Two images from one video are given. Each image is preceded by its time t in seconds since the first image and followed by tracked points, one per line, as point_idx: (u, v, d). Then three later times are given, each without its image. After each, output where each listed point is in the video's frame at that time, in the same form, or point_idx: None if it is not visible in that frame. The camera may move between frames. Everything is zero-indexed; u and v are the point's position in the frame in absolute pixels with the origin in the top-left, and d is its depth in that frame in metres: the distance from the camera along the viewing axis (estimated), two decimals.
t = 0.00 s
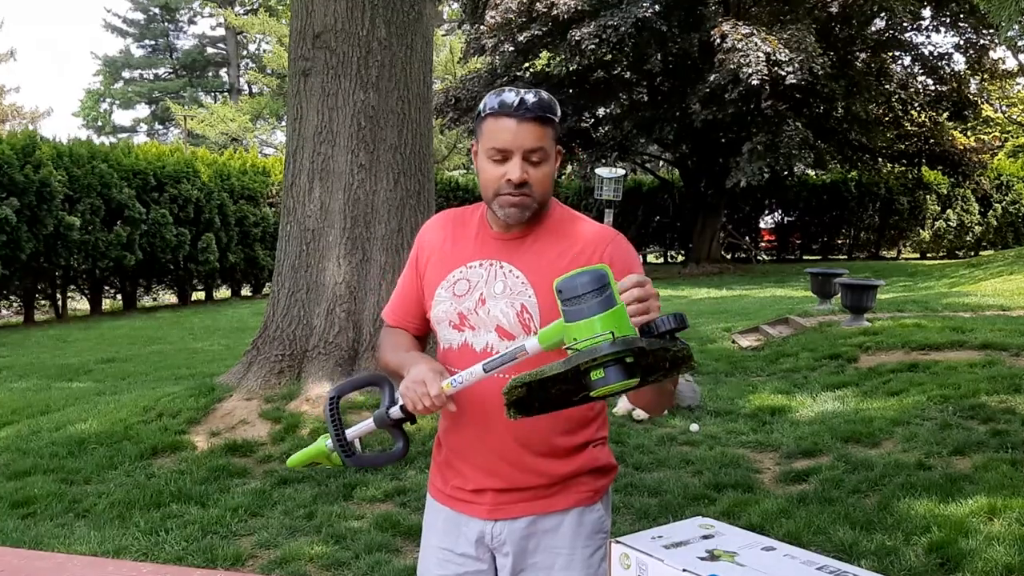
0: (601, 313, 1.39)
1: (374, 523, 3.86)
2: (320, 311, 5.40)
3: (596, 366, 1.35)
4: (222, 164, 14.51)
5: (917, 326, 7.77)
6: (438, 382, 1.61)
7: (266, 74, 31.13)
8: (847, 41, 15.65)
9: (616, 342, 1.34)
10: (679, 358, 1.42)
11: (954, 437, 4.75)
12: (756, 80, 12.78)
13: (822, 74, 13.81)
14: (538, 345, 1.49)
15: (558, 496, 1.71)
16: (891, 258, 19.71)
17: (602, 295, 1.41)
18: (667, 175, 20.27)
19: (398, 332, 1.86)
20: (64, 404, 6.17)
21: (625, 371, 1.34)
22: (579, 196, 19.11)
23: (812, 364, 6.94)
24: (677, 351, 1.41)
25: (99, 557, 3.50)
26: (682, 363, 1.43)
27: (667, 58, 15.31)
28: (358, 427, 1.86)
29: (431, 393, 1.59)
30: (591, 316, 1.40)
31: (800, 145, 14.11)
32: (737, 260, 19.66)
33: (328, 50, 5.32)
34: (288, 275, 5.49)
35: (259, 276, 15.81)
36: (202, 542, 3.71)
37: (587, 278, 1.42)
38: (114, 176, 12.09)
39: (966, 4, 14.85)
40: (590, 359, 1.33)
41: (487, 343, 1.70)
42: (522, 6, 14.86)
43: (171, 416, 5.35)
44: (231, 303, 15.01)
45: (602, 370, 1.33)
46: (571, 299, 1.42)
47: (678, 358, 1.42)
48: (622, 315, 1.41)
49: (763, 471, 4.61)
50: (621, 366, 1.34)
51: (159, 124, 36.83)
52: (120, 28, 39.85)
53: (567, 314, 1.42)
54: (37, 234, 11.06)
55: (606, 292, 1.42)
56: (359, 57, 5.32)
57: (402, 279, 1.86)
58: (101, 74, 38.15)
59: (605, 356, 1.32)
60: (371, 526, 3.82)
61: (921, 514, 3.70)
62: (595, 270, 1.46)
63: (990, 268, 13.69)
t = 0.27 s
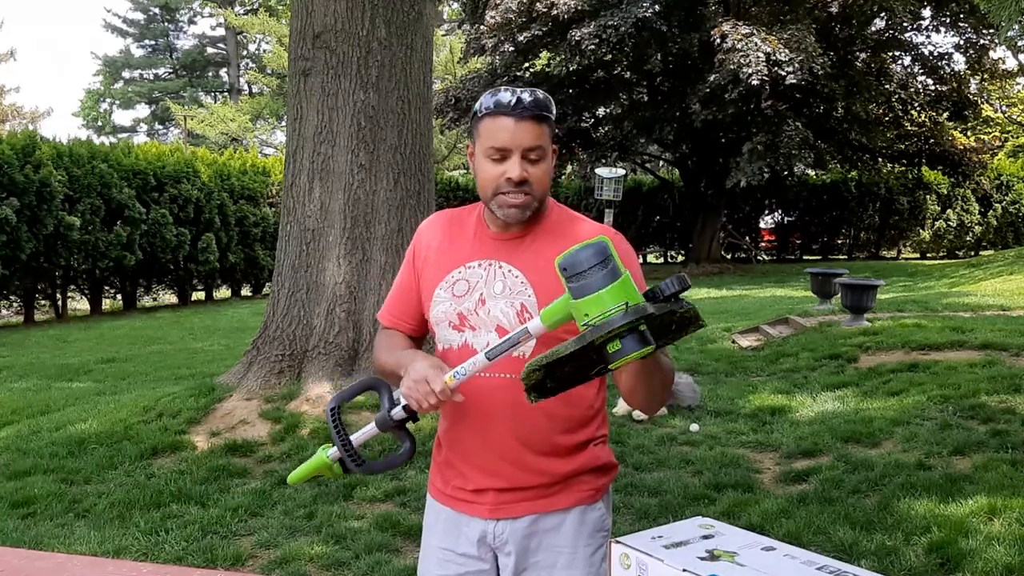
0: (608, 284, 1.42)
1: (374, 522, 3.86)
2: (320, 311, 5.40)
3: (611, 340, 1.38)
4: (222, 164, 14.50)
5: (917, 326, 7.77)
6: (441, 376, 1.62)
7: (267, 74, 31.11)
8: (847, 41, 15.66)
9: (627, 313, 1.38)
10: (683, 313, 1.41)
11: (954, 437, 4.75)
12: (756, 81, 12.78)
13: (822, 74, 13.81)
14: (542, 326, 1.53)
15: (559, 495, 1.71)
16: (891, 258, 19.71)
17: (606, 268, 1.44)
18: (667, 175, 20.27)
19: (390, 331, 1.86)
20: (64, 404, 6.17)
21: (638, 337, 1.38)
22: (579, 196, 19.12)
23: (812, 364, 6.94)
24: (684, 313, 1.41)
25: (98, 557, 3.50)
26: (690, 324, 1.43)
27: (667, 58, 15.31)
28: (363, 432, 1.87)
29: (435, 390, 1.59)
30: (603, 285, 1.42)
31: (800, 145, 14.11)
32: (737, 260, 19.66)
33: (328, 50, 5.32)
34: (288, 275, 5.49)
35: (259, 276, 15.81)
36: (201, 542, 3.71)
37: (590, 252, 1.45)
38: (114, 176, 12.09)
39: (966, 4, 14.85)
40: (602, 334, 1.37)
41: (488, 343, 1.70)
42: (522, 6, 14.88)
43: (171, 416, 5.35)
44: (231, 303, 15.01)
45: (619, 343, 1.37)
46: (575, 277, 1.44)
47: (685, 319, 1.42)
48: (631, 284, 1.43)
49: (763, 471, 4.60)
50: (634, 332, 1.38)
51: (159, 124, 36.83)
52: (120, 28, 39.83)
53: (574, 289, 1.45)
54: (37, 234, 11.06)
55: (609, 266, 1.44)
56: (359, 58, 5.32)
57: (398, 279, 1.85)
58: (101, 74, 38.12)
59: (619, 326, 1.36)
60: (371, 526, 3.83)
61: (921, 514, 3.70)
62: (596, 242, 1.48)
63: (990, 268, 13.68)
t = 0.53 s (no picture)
0: (664, 311, 1.29)
1: (374, 522, 3.86)
2: (321, 311, 5.41)
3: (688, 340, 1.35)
4: (222, 164, 14.51)
5: (916, 326, 7.78)
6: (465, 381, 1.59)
7: (267, 74, 31.13)
8: (847, 41, 15.67)
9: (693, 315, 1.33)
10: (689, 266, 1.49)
11: (953, 437, 4.75)
12: (756, 81, 12.80)
13: (822, 74, 13.83)
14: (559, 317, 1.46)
15: (561, 493, 1.72)
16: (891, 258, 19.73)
17: (652, 288, 1.30)
18: (667, 175, 20.29)
19: (376, 326, 1.84)
20: (65, 404, 6.18)
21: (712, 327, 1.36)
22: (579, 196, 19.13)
23: (811, 364, 6.95)
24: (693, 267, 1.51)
25: (99, 557, 3.50)
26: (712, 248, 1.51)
27: (666, 58, 15.32)
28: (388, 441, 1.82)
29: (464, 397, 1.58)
30: (671, 302, 1.30)
31: (800, 145, 14.12)
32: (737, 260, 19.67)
33: (329, 50, 5.33)
34: (288, 275, 5.50)
35: (259, 276, 15.83)
36: (202, 542, 3.72)
37: (633, 282, 1.28)
38: (114, 177, 12.10)
39: (965, 4, 14.85)
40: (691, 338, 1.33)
41: (493, 342, 1.70)
42: (521, 6, 14.85)
43: (172, 416, 5.36)
44: (231, 303, 15.02)
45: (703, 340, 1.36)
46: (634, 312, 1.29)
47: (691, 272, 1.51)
48: (679, 285, 1.31)
49: (763, 471, 4.61)
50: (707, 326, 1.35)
51: (159, 125, 36.85)
52: (120, 28, 39.84)
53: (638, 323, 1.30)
54: (37, 235, 11.08)
55: (655, 289, 1.29)
56: (359, 58, 5.32)
57: (391, 273, 1.84)
58: (101, 74, 38.13)
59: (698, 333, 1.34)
60: (372, 526, 3.83)
61: (921, 514, 3.71)
62: (621, 266, 1.31)
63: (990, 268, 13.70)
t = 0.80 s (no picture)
0: (702, 337, 1.31)
1: (374, 522, 3.86)
2: (321, 311, 5.41)
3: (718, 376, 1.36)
4: (222, 164, 14.51)
5: (916, 326, 7.78)
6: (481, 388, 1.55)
7: (267, 74, 31.10)
8: (847, 41, 15.67)
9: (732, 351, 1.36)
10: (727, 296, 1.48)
11: (953, 437, 4.75)
12: (756, 81, 12.80)
13: (822, 74, 13.83)
14: (594, 336, 1.48)
15: (567, 492, 1.72)
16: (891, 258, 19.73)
17: (697, 313, 1.32)
18: (667, 175, 20.30)
19: (379, 328, 1.83)
20: (64, 404, 6.17)
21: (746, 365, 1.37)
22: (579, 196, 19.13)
23: (811, 364, 6.95)
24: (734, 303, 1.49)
25: (99, 557, 3.50)
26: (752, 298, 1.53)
27: (666, 58, 15.32)
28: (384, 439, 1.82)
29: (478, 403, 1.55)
30: (712, 330, 1.32)
31: (800, 145, 14.12)
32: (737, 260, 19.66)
33: (328, 50, 5.33)
34: (288, 275, 5.50)
35: (259, 276, 15.83)
36: (202, 542, 3.71)
37: (679, 301, 1.32)
38: (113, 176, 12.10)
39: (966, 5, 14.85)
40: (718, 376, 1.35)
41: (500, 344, 1.69)
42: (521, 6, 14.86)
43: (172, 416, 5.36)
44: (231, 303, 15.02)
45: (734, 376, 1.36)
46: (675, 333, 1.32)
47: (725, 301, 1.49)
48: (724, 319, 1.34)
49: (763, 471, 4.61)
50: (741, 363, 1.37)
51: (159, 124, 36.85)
52: (120, 28, 39.84)
53: (672, 344, 1.33)
54: (37, 234, 11.08)
55: (700, 313, 1.32)
56: (359, 57, 5.32)
57: (391, 274, 1.84)
58: (101, 74, 38.13)
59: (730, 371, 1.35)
60: (372, 526, 3.83)
61: (921, 514, 3.71)
62: (673, 283, 1.35)
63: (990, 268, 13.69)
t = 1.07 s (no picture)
0: (723, 309, 1.42)
1: (374, 522, 3.86)
2: (321, 311, 5.42)
3: (715, 364, 1.40)
4: (222, 164, 14.51)
5: (916, 326, 7.78)
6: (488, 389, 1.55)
7: (267, 74, 31.11)
8: (847, 41, 15.67)
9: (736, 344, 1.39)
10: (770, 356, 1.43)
11: (952, 437, 4.75)
12: (756, 81, 12.79)
13: (822, 74, 13.83)
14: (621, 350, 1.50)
15: (569, 491, 1.72)
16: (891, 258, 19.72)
17: (722, 293, 1.43)
18: (667, 175, 20.30)
19: (385, 331, 1.83)
20: (64, 404, 6.17)
21: (743, 368, 1.40)
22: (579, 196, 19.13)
23: (811, 364, 6.95)
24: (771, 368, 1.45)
25: (99, 557, 3.50)
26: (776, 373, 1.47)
27: (667, 58, 15.32)
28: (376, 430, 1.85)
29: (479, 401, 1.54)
30: (728, 312, 1.42)
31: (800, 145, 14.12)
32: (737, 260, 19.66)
33: (328, 50, 5.33)
34: (288, 275, 5.50)
35: (259, 276, 15.82)
36: (202, 542, 3.71)
37: (711, 277, 1.44)
38: (113, 177, 12.10)
39: (966, 5, 14.84)
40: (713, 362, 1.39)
41: (501, 345, 1.70)
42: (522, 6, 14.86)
43: (172, 416, 5.36)
44: (231, 303, 15.01)
45: (731, 370, 1.38)
46: (696, 295, 1.43)
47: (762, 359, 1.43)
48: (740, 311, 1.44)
49: (763, 471, 4.61)
50: (740, 364, 1.40)
51: (159, 124, 36.85)
52: (120, 28, 39.89)
53: (691, 308, 1.44)
54: (37, 234, 11.08)
55: (726, 291, 1.43)
56: (359, 57, 5.32)
57: (394, 273, 1.84)
58: (101, 74, 38.13)
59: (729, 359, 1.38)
60: (372, 526, 3.83)
61: (921, 514, 3.71)
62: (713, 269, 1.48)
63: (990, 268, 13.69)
